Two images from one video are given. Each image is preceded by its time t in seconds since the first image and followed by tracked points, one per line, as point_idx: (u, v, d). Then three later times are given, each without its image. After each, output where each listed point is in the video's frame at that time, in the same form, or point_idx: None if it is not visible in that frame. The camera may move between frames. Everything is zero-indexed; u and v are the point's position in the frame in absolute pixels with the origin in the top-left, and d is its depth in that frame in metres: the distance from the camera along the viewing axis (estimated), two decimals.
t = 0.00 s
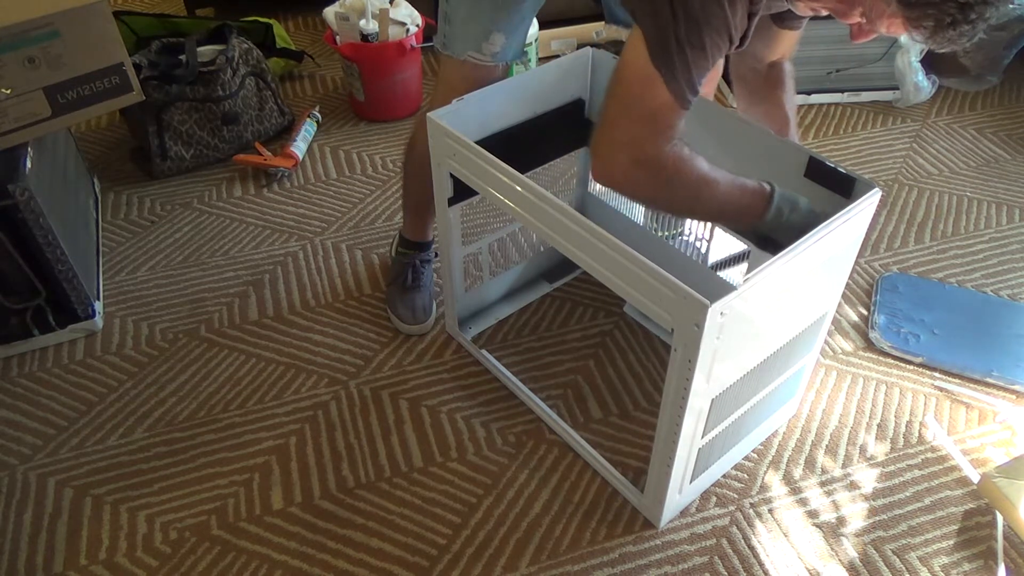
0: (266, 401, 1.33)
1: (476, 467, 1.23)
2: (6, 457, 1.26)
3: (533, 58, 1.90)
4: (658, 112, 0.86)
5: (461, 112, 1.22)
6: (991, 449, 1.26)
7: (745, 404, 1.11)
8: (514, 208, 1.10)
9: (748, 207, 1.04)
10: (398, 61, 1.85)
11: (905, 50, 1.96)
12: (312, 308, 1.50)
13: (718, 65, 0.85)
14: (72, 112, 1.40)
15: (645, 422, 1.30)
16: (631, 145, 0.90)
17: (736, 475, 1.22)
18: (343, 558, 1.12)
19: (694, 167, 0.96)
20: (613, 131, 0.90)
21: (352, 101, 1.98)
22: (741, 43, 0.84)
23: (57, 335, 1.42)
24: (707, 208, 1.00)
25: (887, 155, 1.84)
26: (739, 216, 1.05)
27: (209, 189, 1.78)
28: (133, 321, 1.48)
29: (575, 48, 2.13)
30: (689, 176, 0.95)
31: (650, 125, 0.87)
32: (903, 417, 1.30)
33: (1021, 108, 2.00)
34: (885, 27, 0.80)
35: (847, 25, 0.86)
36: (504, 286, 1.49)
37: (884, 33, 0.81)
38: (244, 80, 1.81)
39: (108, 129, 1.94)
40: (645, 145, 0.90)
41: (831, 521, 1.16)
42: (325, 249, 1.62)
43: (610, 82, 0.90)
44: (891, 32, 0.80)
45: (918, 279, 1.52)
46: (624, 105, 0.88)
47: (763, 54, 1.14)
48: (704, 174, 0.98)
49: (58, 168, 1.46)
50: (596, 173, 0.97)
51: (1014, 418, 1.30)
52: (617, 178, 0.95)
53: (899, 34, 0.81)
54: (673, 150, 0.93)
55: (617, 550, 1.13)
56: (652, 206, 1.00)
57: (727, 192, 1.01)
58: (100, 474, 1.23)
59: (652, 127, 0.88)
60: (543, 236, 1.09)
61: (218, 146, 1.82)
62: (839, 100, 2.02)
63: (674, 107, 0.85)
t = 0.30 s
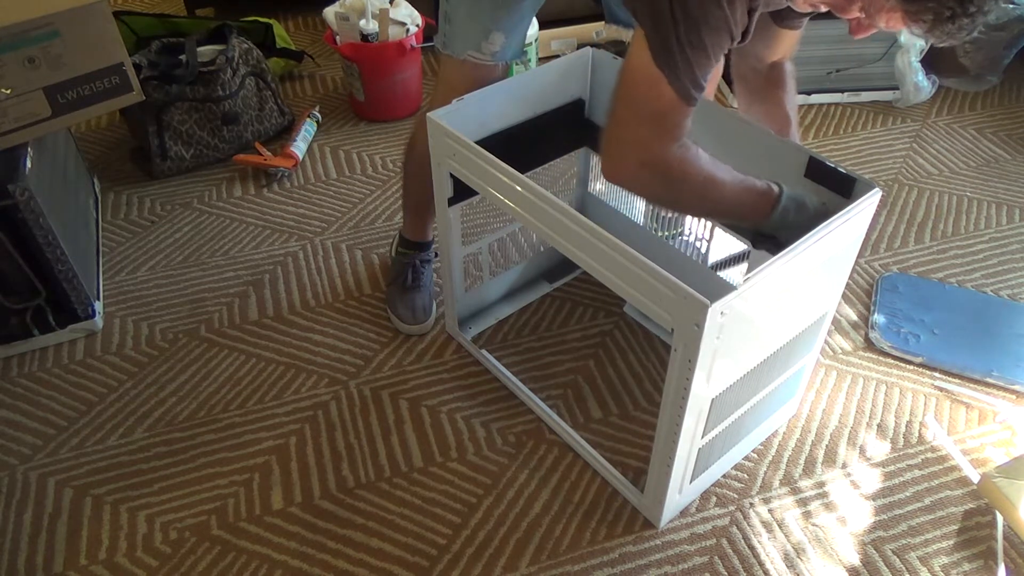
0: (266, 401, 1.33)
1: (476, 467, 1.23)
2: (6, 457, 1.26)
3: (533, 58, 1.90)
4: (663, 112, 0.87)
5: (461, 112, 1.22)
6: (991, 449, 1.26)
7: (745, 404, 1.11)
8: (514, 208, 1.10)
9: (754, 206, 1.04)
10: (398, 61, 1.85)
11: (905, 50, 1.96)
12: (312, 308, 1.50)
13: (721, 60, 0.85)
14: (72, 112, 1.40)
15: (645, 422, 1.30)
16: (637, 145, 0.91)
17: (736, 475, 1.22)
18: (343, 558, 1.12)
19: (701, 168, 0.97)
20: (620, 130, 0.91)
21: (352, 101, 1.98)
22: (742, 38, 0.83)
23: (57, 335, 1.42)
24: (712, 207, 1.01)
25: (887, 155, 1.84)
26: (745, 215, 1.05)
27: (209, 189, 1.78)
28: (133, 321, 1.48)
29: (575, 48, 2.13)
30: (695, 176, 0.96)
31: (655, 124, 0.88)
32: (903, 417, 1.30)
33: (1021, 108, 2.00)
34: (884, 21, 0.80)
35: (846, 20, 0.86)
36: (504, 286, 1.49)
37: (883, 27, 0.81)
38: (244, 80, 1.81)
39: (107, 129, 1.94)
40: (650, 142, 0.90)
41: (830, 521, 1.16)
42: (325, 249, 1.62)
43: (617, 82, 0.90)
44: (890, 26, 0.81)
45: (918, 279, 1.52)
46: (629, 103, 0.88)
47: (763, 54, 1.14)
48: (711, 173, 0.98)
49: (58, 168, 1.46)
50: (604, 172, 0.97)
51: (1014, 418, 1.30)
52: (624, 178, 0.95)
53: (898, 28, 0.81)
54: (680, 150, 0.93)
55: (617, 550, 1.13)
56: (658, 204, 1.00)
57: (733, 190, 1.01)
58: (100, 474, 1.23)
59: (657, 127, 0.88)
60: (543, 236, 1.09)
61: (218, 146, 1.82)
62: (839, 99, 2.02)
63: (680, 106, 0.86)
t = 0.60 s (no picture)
0: (266, 401, 1.33)
1: (476, 467, 1.23)
2: (6, 457, 1.26)
3: (533, 58, 1.90)
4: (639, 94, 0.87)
5: (461, 112, 1.22)
6: (991, 449, 1.26)
7: (745, 404, 1.11)
8: (514, 208, 1.10)
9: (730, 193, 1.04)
10: (398, 61, 1.85)
11: (905, 49, 1.95)
12: (312, 308, 1.50)
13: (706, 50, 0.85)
14: (72, 112, 1.40)
15: (645, 422, 1.30)
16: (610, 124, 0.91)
17: (736, 475, 1.22)
18: (342, 558, 1.12)
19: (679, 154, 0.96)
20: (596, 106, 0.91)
21: (352, 101, 1.98)
22: (728, 30, 0.84)
23: (57, 335, 1.42)
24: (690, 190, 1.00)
25: (887, 156, 1.84)
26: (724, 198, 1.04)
27: (209, 189, 1.78)
28: (133, 321, 1.48)
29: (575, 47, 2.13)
30: (670, 163, 0.95)
31: (629, 107, 0.88)
32: (903, 417, 1.30)
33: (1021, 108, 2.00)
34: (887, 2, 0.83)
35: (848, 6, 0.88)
36: (504, 286, 1.49)
37: (886, 8, 0.84)
38: (244, 80, 1.81)
39: (108, 129, 1.94)
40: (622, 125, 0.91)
41: (830, 521, 1.16)
42: (325, 249, 1.62)
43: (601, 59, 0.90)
44: (893, 7, 0.83)
45: (918, 279, 1.52)
46: (604, 84, 0.89)
47: (763, 48, 1.14)
48: (689, 160, 0.98)
49: (58, 168, 1.46)
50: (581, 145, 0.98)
51: (1014, 418, 1.30)
52: (598, 153, 0.96)
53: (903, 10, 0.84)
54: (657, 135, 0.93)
55: (617, 550, 1.13)
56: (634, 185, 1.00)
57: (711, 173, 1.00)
58: (100, 474, 1.23)
59: (630, 109, 0.88)
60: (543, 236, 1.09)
61: (218, 146, 1.82)
62: (839, 100, 2.03)
63: (653, 92, 0.86)
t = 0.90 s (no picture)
0: (266, 401, 1.33)
1: (476, 467, 1.23)
2: (6, 457, 1.26)
3: (533, 58, 1.90)
4: None
5: (461, 112, 1.22)
6: (991, 449, 1.26)
7: (745, 404, 1.11)
8: (514, 208, 1.10)
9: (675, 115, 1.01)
10: (398, 61, 1.85)
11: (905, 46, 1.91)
12: (312, 308, 1.50)
13: None
14: (72, 112, 1.40)
15: (645, 422, 1.30)
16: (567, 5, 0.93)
17: (736, 475, 1.22)
18: (342, 558, 1.12)
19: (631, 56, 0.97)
20: None
21: (352, 101, 1.98)
22: None
23: (57, 335, 1.42)
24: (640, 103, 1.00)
25: (887, 156, 1.84)
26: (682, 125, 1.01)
27: (209, 189, 1.78)
28: (133, 322, 1.48)
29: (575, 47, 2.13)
30: (620, 59, 0.96)
31: None
32: (903, 417, 1.30)
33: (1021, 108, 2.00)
34: None
35: None
36: (504, 286, 1.49)
37: None
38: (244, 80, 1.81)
39: (108, 130, 1.94)
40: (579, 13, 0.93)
41: (830, 521, 1.16)
42: (325, 249, 1.62)
43: None
44: None
45: (918, 279, 1.52)
46: None
47: None
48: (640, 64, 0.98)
49: (58, 168, 1.46)
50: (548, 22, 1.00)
51: (1014, 418, 1.29)
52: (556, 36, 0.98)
53: None
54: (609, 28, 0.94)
55: (617, 550, 1.13)
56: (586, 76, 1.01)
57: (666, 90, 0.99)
58: (100, 474, 1.23)
59: None
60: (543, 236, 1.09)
61: (218, 146, 1.82)
62: (839, 100, 2.03)
63: None
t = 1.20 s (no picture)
0: (266, 401, 1.33)
1: (476, 467, 1.23)
2: (6, 457, 1.26)
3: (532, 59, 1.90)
4: None
5: (460, 112, 1.22)
6: (991, 449, 1.25)
7: (745, 404, 1.11)
8: (514, 208, 1.10)
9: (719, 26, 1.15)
10: (398, 61, 1.85)
11: (905, 49, 1.95)
12: (312, 308, 1.50)
13: None
14: (72, 112, 1.40)
15: (645, 422, 1.30)
16: None
17: (736, 475, 1.22)
18: (342, 558, 1.12)
19: None
20: None
21: (352, 101, 1.98)
22: None
23: (57, 335, 1.42)
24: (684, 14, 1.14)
25: (887, 156, 1.84)
26: (730, 38, 1.15)
27: (209, 189, 1.78)
28: (133, 322, 1.48)
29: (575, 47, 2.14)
30: None
31: None
32: (903, 417, 1.30)
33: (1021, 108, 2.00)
34: None
35: None
36: (504, 286, 1.49)
37: None
38: (244, 80, 1.81)
39: (108, 130, 1.94)
40: None
41: (830, 521, 1.16)
42: (325, 249, 1.62)
43: None
44: None
45: (918, 279, 1.52)
46: None
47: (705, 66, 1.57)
48: None
49: (58, 168, 1.46)
50: None
51: (1014, 418, 1.29)
52: None
53: None
54: None
55: (617, 550, 1.13)
56: None
57: (713, 4, 1.14)
58: (100, 474, 1.23)
59: None
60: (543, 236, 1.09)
61: (218, 146, 1.82)
62: (839, 100, 2.03)
63: None
